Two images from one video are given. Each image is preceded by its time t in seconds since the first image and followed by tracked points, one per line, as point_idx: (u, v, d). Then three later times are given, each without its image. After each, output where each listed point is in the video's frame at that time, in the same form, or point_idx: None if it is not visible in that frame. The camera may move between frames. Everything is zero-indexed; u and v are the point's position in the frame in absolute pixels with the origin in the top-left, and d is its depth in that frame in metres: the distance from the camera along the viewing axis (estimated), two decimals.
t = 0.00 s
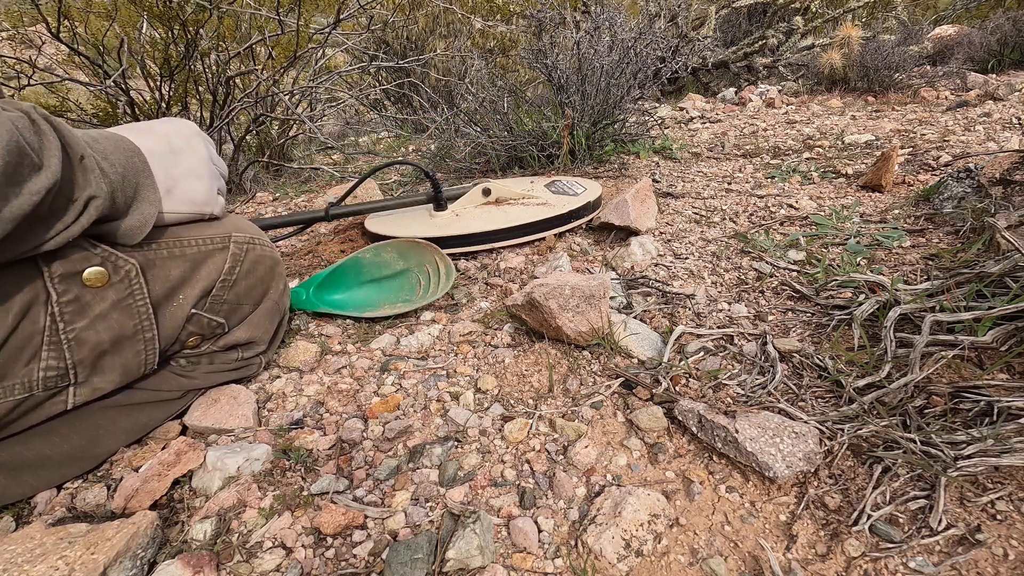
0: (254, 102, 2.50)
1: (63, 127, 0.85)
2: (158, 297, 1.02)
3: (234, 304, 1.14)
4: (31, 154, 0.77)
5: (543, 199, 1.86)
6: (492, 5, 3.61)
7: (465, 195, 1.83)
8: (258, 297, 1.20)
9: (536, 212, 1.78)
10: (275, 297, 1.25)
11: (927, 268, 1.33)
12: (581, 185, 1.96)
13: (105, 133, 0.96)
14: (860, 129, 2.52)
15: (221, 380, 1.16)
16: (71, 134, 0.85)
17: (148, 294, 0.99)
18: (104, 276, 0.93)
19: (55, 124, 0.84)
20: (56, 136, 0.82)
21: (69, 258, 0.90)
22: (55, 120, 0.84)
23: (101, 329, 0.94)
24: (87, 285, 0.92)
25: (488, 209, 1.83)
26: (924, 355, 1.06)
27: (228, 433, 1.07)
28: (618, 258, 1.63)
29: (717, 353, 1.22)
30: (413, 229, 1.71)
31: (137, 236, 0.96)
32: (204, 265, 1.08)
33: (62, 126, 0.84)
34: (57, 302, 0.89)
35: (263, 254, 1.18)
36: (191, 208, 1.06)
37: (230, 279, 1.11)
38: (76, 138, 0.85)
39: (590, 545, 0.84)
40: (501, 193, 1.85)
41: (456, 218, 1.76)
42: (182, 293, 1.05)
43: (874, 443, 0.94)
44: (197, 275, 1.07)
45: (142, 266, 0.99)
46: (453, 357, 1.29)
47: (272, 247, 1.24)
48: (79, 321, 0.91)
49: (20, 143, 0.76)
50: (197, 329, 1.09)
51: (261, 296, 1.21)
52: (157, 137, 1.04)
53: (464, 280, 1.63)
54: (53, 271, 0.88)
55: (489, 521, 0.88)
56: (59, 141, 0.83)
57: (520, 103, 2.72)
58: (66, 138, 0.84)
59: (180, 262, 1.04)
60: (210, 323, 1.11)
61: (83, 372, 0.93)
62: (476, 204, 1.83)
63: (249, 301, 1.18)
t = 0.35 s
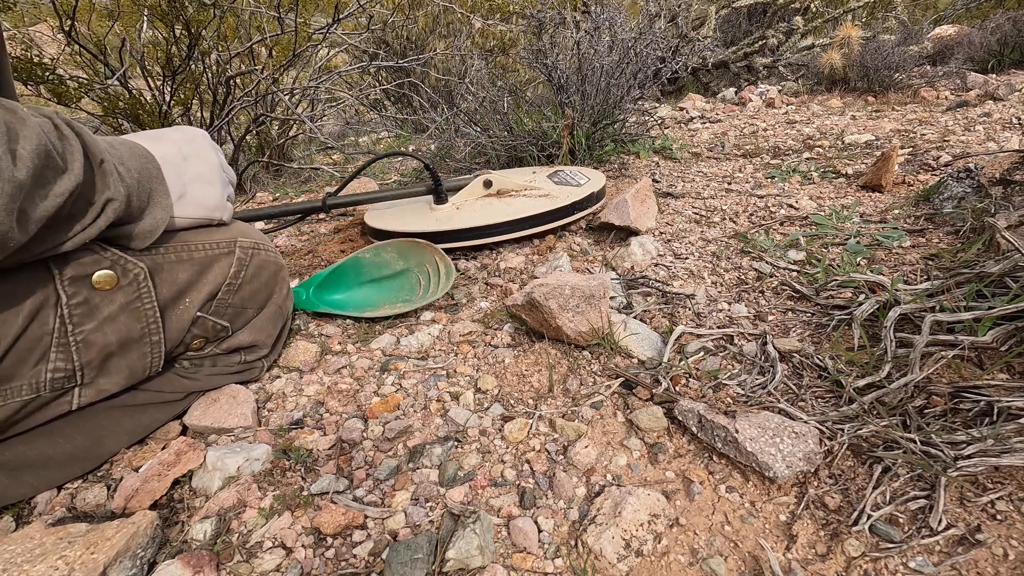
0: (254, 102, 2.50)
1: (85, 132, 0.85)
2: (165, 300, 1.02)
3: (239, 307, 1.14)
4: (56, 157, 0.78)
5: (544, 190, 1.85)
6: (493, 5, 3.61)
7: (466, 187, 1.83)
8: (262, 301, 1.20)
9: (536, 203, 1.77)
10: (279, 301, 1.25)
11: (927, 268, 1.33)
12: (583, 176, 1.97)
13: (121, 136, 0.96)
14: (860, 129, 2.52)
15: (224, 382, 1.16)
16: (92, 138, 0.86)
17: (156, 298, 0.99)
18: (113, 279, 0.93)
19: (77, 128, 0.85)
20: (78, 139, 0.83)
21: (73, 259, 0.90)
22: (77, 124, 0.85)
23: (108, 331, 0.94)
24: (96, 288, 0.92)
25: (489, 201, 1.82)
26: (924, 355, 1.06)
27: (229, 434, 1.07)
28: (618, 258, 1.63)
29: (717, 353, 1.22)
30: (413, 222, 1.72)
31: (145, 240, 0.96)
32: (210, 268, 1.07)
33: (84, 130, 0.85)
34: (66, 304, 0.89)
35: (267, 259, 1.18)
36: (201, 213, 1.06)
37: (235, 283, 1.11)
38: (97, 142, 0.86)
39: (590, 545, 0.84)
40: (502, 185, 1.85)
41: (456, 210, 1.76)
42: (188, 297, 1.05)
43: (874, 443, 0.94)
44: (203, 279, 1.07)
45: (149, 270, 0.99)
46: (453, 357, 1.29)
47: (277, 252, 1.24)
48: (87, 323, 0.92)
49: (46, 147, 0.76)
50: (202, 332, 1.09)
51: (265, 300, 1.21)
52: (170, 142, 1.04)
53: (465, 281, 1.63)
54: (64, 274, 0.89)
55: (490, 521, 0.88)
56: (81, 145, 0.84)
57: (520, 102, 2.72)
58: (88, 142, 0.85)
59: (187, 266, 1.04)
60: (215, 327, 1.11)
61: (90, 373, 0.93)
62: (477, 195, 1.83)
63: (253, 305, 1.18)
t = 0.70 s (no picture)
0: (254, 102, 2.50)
1: (77, 138, 0.84)
2: (161, 300, 1.02)
3: (236, 306, 1.14)
4: (49, 168, 0.78)
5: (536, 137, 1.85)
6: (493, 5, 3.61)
7: (460, 138, 1.82)
8: (260, 299, 1.20)
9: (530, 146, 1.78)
10: (277, 299, 1.25)
11: (927, 268, 1.33)
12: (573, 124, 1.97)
13: (113, 136, 0.95)
14: (860, 129, 2.52)
15: (222, 382, 1.16)
16: (85, 143, 0.85)
17: (151, 299, 0.99)
18: (107, 280, 0.93)
19: (69, 134, 0.84)
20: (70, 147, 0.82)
21: (71, 261, 0.90)
22: (69, 130, 0.84)
23: (104, 334, 0.94)
24: (91, 290, 0.92)
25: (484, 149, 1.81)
26: (924, 355, 1.06)
27: (228, 433, 1.07)
28: (618, 258, 1.62)
29: (717, 353, 1.22)
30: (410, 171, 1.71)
31: (139, 242, 0.95)
32: (206, 267, 1.07)
33: (77, 136, 0.84)
34: (61, 308, 0.89)
35: (264, 256, 1.18)
36: (195, 210, 1.06)
37: (232, 281, 1.11)
38: (90, 149, 0.85)
39: (590, 545, 0.84)
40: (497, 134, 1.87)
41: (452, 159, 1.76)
42: (184, 296, 1.05)
43: (874, 443, 0.94)
44: (200, 278, 1.07)
45: (145, 270, 0.99)
46: (453, 357, 1.29)
47: (274, 249, 1.24)
48: (83, 326, 0.92)
49: (40, 159, 0.76)
50: (199, 331, 1.10)
51: (263, 298, 1.21)
52: (164, 138, 1.03)
53: (464, 281, 1.63)
54: (58, 277, 0.89)
55: (489, 521, 0.88)
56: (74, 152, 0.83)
57: (520, 103, 2.72)
58: (81, 149, 0.84)
59: (183, 265, 1.04)
60: (212, 326, 1.11)
61: (86, 376, 0.93)
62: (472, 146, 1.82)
63: (251, 303, 1.18)
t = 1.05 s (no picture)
0: (254, 102, 2.50)
1: (75, 146, 0.83)
2: (159, 300, 1.01)
3: (235, 305, 1.14)
4: (44, 180, 0.77)
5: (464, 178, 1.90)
6: (493, 5, 3.61)
7: (394, 172, 1.88)
8: (259, 298, 1.20)
9: (456, 190, 1.83)
10: (276, 298, 1.25)
11: (927, 268, 1.33)
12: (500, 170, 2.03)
13: (112, 138, 0.94)
14: (860, 129, 2.52)
15: (222, 381, 1.16)
16: (82, 151, 0.84)
17: (149, 298, 0.99)
18: (105, 280, 0.93)
19: (66, 142, 0.83)
20: (67, 156, 0.82)
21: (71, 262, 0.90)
22: (67, 138, 0.83)
23: (103, 333, 0.94)
24: (89, 290, 0.91)
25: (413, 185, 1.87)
26: (924, 355, 1.06)
27: (228, 433, 1.07)
28: (618, 258, 1.63)
29: (717, 353, 1.22)
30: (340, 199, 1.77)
31: (139, 245, 0.95)
32: (204, 266, 1.07)
33: (74, 145, 0.83)
34: (59, 308, 0.89)
35: (263, 254, 1.18)
36: (195, 211, 1.06)
37: (231, 280, 1.11)
38: (88, 157, 0.84)
39: (590, 545, 0.84)
40: (429, 172, 1.90)
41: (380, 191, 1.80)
42: (183, 295, 1.05)
43: (874, 443, 0.94)
44: (198, 278, 1.07)
45: (143, 270, 0.99)
46: (453, 357, 1.29)
47: (273, 248, 1.24)
48: (81, 326, 0.91)
49: (35, 173, 0.75)
50: (198, 331, 1.10)
51: (262, 297, 1.21)
52: (163, 139, 1.03)
53: (464, 281, 1.63)
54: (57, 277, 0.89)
55: (489, 521, 0.88)
56: (71, 161, 0.82)
57: (520, 102, 2.72)
58: (78, 157, 0.83)
59: (181, 264, 1.04)
60: (211, 325, 1.11)
61: (85, 376, 0.93)
62: (403, 181, 1.87)
63: (250, 302, 1.18)
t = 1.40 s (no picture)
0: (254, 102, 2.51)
1: (83, 152, 0.83)
2: (163, 302, 1.01)
3: (237, 307, 1.14)
4: (51, 186, 0.77)
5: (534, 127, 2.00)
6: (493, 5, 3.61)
7: (466, 125, 1.96)
8: (260, 300, 1.21)
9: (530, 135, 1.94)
10: (277, 299, 1.25)
11: (927, 268, 1.33)
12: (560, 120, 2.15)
13: (119, 143, 0.94)
14: (860, 129, 2.52)
15: (222, 382, 1.16)
16: (91, 156, 0.84)
17: (153, 301, 0.99)
18: (110, 282, 0.92)
19: (75, 147, 0.83)
20: (75, 161, 0.82)
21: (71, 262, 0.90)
22: (75, 143, 0.83)
23: (106, 336, 0.93)
24: (93, 292, 0.91)
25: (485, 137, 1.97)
26: (924, 355, 1.06)
27: (229, 433, 1.07)
28: (618, 258, 1.62)
29: (717, 353, 1.22)
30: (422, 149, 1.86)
31: (143, 250, 0.95)
32: (208, 268, 1.07)
33: (83, 150, 0.83)
34: (63, 310, 0.89)
35: (264, 257, 1.19)
36: (200, 215, 1.06)
37: (233, 282, 1.11)
38: (96, 163, 0.84)
39: (590, 545, 0.84)
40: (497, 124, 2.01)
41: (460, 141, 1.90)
42: (186, 298, 1.05)
43: (874, 443, 0.94)
44: (201, 280, 1.07)
45: (146, 272, 0.99)
46: (453, 357, 1.29)
47: (274, 250, 1.24)
48: (85, 328, 0.91)
49: (43, 178, 0.75)
50: (200, 333, 1.10)
51: (263, 299, 1.21)
52: (171, 144, 1.03)
53: (464, 281, 1.63)
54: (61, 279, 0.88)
55: (489, 521, 0.88)
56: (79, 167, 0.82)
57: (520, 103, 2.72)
58: (86, 163, 0.83)
59: (184, 267, 1.04)
60: (213, 327, 1.11)
61: (88, 378, 0.93)
62: (475, 133, 1.96)
63: (252, 304, 1.18)
